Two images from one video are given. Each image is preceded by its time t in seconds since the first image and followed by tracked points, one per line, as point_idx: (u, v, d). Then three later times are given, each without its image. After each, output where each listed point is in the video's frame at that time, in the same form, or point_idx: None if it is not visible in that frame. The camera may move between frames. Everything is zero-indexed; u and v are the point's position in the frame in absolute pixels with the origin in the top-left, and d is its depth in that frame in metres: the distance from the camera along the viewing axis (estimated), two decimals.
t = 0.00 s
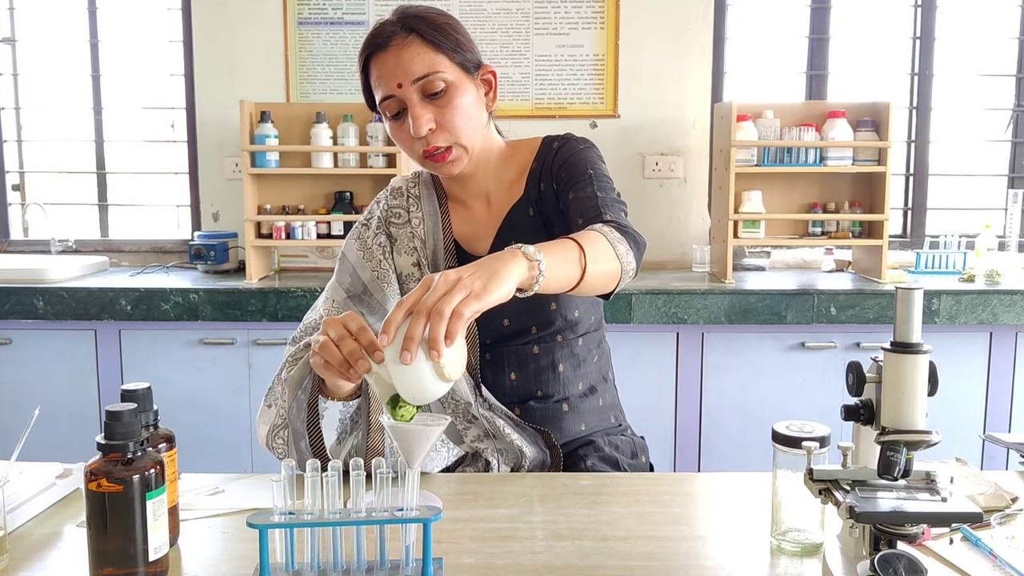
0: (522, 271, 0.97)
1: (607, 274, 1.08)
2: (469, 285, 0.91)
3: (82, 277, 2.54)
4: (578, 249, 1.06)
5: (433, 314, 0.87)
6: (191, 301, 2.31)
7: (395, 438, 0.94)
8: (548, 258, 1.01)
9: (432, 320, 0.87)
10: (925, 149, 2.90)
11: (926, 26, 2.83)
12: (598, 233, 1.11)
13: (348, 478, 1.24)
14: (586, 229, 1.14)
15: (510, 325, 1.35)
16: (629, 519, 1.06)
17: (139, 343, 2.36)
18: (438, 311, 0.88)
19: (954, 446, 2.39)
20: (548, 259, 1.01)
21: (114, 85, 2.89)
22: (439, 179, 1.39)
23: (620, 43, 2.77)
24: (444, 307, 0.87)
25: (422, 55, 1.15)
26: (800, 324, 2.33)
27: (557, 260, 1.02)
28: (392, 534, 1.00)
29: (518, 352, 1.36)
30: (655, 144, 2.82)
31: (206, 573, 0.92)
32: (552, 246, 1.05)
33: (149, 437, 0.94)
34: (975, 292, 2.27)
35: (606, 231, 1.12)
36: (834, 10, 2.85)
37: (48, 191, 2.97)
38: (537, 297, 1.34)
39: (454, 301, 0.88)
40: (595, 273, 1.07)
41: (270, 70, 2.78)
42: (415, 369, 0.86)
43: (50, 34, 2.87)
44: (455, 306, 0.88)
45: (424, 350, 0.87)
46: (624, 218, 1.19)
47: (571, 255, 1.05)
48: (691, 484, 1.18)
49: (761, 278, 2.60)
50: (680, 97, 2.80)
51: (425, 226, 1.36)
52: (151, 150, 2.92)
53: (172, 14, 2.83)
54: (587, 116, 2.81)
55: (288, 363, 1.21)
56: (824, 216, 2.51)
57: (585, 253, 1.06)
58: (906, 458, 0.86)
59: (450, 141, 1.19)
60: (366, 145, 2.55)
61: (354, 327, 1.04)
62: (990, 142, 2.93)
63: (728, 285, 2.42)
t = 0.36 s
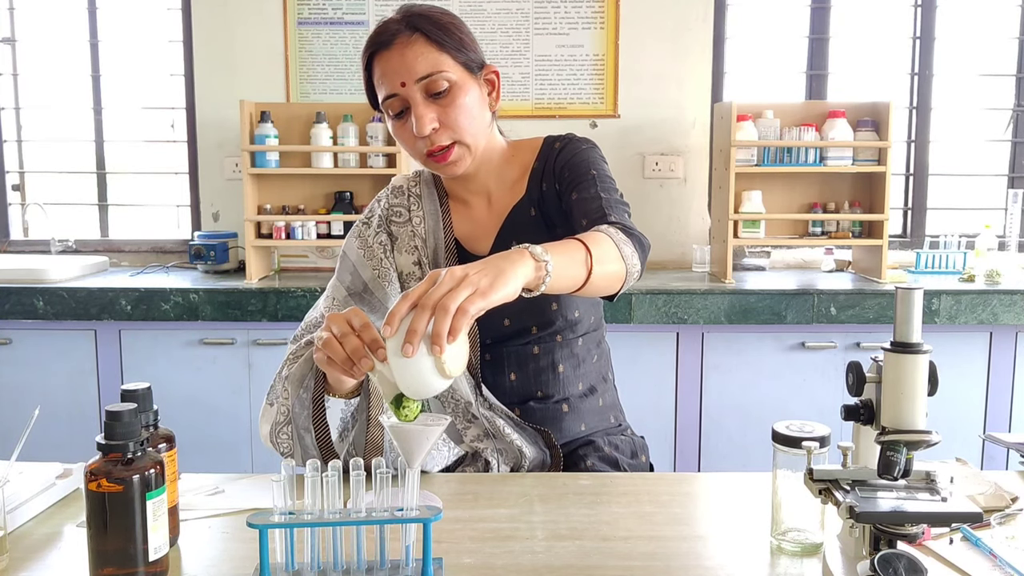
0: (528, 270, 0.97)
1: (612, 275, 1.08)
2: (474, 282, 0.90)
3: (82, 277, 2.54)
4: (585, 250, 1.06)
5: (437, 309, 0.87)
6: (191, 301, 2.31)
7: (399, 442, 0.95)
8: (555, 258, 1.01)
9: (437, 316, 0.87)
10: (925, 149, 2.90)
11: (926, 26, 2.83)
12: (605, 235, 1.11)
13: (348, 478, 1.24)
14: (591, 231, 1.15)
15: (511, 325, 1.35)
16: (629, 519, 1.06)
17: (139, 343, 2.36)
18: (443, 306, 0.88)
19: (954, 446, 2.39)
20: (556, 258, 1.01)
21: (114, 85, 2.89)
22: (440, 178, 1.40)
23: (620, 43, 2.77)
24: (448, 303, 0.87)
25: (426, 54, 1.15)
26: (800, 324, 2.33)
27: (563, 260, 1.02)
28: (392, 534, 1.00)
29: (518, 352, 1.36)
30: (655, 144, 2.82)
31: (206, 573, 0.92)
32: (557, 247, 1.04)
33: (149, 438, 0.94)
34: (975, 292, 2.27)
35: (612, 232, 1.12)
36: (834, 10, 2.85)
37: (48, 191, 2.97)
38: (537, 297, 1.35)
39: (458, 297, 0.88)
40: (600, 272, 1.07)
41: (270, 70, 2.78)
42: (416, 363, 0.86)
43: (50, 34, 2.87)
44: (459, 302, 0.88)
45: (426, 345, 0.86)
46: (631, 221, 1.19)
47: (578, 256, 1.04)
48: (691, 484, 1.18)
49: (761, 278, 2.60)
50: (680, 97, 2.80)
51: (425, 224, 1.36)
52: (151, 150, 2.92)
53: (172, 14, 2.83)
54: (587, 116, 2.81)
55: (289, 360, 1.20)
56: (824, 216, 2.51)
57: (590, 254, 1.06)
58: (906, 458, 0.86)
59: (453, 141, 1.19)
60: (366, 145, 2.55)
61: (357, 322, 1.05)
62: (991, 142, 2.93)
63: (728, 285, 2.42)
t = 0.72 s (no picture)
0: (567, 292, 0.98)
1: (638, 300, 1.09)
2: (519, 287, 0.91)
3: (82, 277, 2.54)
4: (618, 278, 1.06)
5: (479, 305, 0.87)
6: (191, 301, 2.31)
7: (396, 442, 0.95)
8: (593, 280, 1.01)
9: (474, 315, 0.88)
10: (925, 149, 2.90)
11: (927, 26, 2.83)
12: (636, 264, 1.11)
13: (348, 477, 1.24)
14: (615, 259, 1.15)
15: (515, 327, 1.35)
16: (629, 519, 1.06)
17: (139, 343, 2.36)
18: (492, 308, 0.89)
19: (954, 447, 2.39)
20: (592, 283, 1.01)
21: (114, 86, 2.89)
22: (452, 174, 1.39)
23: (620, 43, 2.77)
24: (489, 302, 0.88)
25: (456, 51, 1.16)
26: (800, 324, 2.33)
27: (598, 282, 1.02)
28: (392, 534, 1.00)
29: (519, 352, 1.36)
30: (655, 144, 2.82)
31: (205, 574, 0.92)
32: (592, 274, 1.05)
33: (149, 438, 0.94)
34: (976, 292, 2.27)
35: (644, 265, 1.12)
36: (834, 10, 2.85)
37: (48, 191, 2.97)
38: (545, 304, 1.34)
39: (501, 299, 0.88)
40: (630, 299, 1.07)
41: (270, 71, 2.78)
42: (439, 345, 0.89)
43: (50, 35, 2.87)
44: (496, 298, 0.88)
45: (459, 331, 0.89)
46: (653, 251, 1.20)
47: (612, 281, 1.05)
48: (691, 484, 1.18)
49: (761, 278, 2.60)
50: (680, 97, 2.80)
51: (436, 220, 1.35)
52: (151, 150, 2.92)
53: (172, 14, 2.83)
54: (587, 117, 2.81)
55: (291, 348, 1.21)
56: (824, 216, 2.51)
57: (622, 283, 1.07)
58: (906, 458, 0.86)
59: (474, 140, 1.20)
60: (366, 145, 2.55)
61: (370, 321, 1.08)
62: (991, 142, 2.93)
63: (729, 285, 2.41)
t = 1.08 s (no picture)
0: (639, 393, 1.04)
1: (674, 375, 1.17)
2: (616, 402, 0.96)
3: (82, 277, 2.54)
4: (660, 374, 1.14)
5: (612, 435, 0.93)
6: (191, 301, 2.31)
7: (396, 440, 0.94)
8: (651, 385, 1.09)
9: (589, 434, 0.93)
10: (925, 149, 2.90)
11: (927, 25, 2.83)
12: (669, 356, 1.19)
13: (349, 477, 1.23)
14: (649, 348, 1.23)
15: (528, 333, 1.33)
16: (629, 519, 1.06)
17: (139, 343, 2.36)
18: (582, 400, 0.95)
19: (954, 447, 2.39)
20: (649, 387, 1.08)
21: (114, 86, 2.89)
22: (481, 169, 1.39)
23: (620, 43, 2.77)
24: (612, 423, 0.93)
25: (515, 53, 1.17)
26: (800, 324, 2.33)
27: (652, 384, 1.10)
28: (392, 534, 1.00)
29: (528, 352, 1.34)
30: (655, 144, 2.82)
31: (205, 573, 0.92)
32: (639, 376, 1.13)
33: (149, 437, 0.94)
34: (975, 292, 2.27)
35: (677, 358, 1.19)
36: (834, 10, 2.85)
37: (48, 191, 2.97)
38: (564, 315, 1.34)
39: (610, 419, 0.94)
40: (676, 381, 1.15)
41: (270, 71, 2.79)
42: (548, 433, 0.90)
43: (50, 35, 2.88)
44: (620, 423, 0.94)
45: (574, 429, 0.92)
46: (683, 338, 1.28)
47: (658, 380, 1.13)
48: (691, 484, 1.18)
49: (761, 278, 2.60)
50: (679, 98, 2.80)
51: (461, 216, 1.35)
52: (151, 150, 2.92)
53: (172, 14, 2.83)
54: (587, 117, 2.81)
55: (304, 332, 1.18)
56: (824, 216, 2.51)
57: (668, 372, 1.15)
58: (906, 458, 0.86)
59: (518, 144, 1.20)
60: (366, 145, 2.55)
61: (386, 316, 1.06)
62: (991, 141, 2.93)
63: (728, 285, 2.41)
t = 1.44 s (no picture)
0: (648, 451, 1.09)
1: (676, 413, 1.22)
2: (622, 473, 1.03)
3: (82, 277, 2.55)
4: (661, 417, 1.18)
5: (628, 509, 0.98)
6: (191, 301, 2.32)
7: (396, 441, 0.94)
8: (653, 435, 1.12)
9: (611, 504, 0.96)
10: (925, 149, 2.90)
11: (927, 25, 2.83)
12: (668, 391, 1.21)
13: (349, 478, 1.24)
14: (649, 378, 1.24)
15: (535, 333, 1.34)
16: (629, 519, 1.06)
17: (139, 343, 2.36)
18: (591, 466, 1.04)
19: (954, 447, 2.38)
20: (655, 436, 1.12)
21: (114, 86, 2.89)
22: (499, 164, 1.39)
23: (620, 43, 2.77)
24: (631, 491, 0.97)
25: (555, 54, 1.18)
26: (800, 324, 2.33)
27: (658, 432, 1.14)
28: (392, 534, 1.00)
29: (533, 350, 1.34)
30: (655, 144, 2.82)
31: (205, 573, 0.92)
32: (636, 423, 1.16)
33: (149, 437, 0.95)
34: (975, 292, 2.27)
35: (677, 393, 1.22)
36: (834, 10, 2.85)
37: (48, 191, 2.97)
38: (573, 318, 1.34)
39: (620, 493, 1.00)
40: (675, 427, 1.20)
41: (270, 71, 2.79)
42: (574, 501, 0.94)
43: (50, 35, 2.88)
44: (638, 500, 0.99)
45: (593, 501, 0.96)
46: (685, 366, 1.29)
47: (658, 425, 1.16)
48: (691, 484, 1.18)
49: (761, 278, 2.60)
50: (679, 98, 2.80)
51: (476, 212, 1.35)
52: (151, 150, 2.92)
53: (172, 14, 2.83)
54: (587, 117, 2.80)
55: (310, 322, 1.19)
56: (824, 216, 2.51)
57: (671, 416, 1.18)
58: (906, 458, 0.86)
59: (547, 144, 1.21)
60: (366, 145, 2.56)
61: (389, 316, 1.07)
62: (991, 141, 2.93)
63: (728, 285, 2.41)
